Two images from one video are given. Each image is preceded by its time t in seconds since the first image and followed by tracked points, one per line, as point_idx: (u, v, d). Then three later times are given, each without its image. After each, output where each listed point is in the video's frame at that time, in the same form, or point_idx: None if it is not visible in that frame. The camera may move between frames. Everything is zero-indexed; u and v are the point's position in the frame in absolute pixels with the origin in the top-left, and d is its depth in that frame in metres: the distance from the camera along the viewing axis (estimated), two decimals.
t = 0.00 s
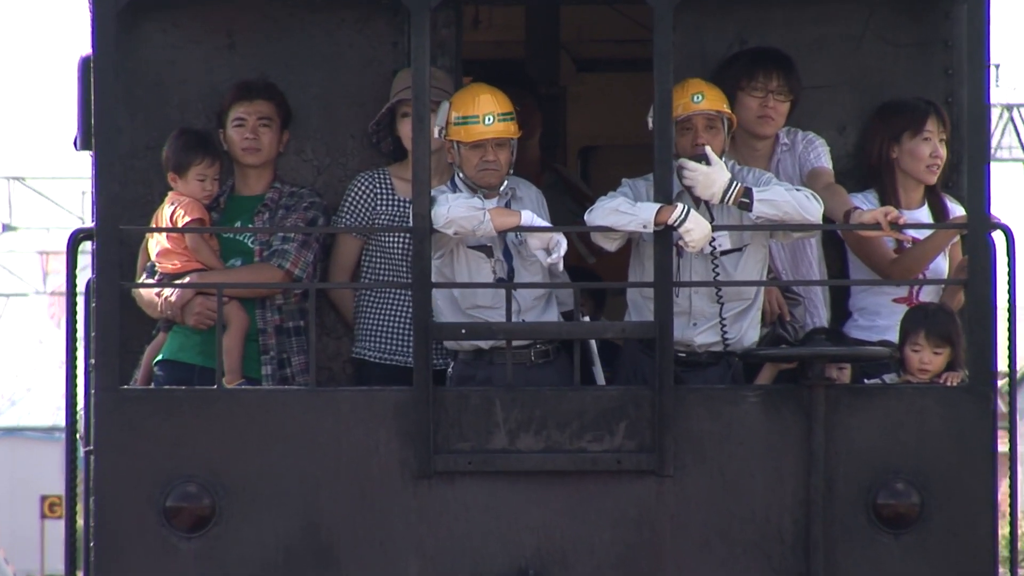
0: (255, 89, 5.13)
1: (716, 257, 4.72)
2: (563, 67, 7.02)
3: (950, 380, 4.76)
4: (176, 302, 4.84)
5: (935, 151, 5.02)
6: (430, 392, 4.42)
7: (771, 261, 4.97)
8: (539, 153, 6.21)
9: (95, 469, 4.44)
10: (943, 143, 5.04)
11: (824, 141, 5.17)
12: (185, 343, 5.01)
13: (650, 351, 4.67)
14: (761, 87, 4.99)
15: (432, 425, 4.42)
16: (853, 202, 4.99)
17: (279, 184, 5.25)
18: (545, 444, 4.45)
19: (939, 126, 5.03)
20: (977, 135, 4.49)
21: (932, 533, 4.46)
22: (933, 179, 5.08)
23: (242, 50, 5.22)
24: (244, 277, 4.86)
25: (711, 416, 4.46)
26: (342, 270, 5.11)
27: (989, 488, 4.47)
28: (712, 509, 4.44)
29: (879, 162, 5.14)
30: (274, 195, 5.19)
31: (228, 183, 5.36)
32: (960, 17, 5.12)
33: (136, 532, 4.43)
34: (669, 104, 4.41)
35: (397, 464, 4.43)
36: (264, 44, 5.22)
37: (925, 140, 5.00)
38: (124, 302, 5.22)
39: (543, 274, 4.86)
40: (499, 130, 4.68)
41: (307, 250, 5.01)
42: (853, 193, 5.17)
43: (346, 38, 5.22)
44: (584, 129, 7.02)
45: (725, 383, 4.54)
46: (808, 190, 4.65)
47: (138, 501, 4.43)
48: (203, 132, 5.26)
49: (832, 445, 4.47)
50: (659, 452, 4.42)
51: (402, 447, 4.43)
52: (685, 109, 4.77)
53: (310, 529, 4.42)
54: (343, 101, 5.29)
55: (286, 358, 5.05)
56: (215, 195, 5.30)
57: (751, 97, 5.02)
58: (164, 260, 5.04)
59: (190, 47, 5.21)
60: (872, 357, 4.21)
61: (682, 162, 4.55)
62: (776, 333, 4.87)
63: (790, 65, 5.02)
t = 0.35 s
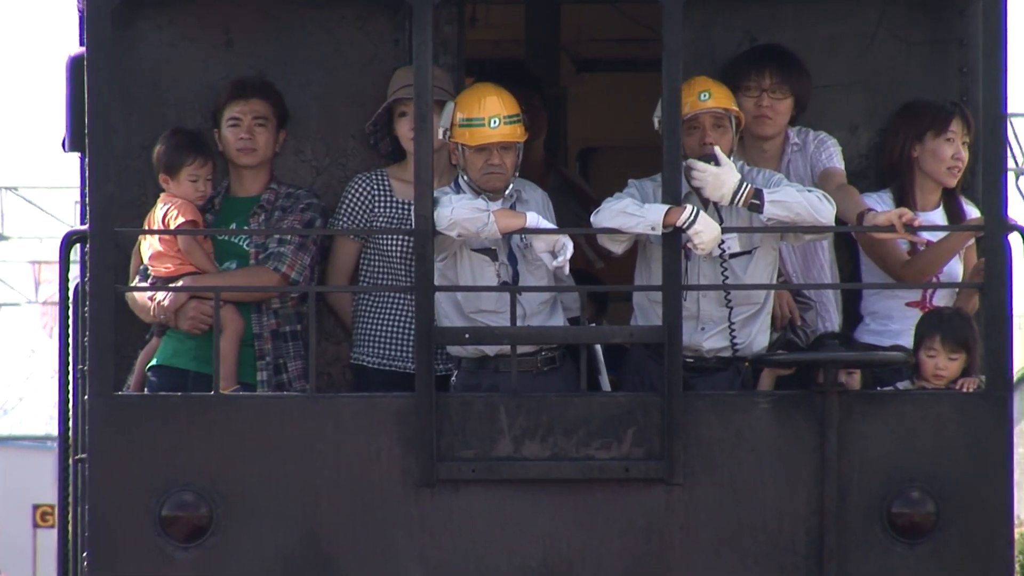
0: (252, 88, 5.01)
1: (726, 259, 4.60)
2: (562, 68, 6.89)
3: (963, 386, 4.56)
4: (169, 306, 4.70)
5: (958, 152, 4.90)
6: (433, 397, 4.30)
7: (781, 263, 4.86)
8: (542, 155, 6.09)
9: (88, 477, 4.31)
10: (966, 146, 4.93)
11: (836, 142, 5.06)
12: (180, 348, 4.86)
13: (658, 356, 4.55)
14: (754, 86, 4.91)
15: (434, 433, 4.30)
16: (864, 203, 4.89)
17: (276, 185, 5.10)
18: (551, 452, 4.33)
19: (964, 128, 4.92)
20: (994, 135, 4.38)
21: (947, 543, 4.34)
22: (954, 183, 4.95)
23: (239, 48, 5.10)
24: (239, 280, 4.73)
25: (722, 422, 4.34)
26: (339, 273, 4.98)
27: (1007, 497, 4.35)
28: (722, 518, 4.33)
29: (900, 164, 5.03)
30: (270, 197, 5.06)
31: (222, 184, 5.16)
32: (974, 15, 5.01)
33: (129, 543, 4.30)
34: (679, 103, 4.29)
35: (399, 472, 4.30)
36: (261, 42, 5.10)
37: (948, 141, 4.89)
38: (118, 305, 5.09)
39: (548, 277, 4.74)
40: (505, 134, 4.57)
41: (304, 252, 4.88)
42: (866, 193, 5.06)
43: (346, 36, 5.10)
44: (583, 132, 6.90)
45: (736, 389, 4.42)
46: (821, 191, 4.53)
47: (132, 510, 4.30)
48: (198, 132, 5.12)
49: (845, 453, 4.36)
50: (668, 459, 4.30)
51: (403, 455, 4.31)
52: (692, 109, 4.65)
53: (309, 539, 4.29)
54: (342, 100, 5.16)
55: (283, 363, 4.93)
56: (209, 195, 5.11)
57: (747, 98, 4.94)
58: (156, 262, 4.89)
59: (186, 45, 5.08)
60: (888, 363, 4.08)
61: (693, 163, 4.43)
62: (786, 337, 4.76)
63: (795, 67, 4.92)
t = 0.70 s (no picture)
0: (263, 98, 5.19)
1: (722, 263, 4.77)
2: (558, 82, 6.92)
3: (950, 385, 4.73)
4: (184, 308, 4.87)
5: (948, 163, 5.08)
6: (440, 397, 4.47)
7: (774, 268, 5.04)
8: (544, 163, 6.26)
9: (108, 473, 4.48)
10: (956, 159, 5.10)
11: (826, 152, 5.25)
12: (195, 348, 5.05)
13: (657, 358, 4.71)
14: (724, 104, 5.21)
15: (441, 431, 4.47)
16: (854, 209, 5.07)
17: (286, 192, 5.26)
18: (553, 449, 4.49)
19: (955, 141, 5.10)
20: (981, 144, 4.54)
21: (935, 537, 4.51)
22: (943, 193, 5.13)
23: (251, 60, 5.26)
24: (252, 283, 4.90)
25: (718, 420, 4.51)
26: (348, 277, 5.16)
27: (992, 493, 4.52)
28: (718, 513, 4.49)
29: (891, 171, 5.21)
30: (281, 202, 5.21)
31: (235, 192, 5.34)
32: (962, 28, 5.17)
33: (148, 537, 4.46)
34: (676, 113, 4.46)
35: (407, 469, 4.47)
36: (273, 54, 5.26)
37: (940, 151, 5.07)
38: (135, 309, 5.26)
39: (550, 280, 4.91)
40: (509, 143, 4.74)
41: (314, 255, 5.04)
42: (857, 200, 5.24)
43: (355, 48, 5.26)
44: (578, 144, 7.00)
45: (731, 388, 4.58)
46: (813, 198, 4.70)
47: (149, 505, 4.46)
48: (211, 141, 5.28)
49: (837, 450, 4.53)
50: (666, 456, 4.47)
51: (411, 452, 4.47)
52: (689, 118, 4.82)
53: (320, 534, 4.46)
54: (351, 109, 5.33)
55: (295, 363, 5.09)
56: (222, 202, 5.29)
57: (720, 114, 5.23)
58: (171, 267, 5.06)
59: (200, 56, 5.25)
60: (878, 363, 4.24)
61: (689, 171, 4.60)
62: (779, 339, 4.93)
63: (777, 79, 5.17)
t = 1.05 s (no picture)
0: (275, 108, 5.44)
1: (712, 265, 5.03)
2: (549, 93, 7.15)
3: (929, 380, 5.00)
4: (202, 306, 5.11)
5: (932, 172, 5.34)
6: (447, 391, 4.71)
7: (761, 269, 5.29)
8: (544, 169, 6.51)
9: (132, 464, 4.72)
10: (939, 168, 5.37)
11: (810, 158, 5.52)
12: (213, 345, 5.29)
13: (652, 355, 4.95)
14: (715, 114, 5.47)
15: (447, 424, 4.71)
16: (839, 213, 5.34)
17: (298, 197, 5.53)
18: (553, 441, 4.73)
19: (939, 151, 5.36)
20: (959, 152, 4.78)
21: (915, 524, 4.76)
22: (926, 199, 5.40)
23: (265, 72, 5.49)
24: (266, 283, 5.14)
25: (709, 414, 4.75)
26: (357, 279, 5.40)
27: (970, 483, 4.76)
28: (710, 502, 4.74)
29: (877, 176, 5.45)
30: (294, 206, 5.49)
31: (250, 196, 5.64)
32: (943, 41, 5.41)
33: (169, 524, 4.71)
34: (669, 123, 4.70)
35: (415, 461, 4.71)
36: (286, 66, 5.51)
37: (924, 160, 5.33)
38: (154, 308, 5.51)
39: (550, 280, 5.17)
40: (511, 151, 5.00)
41: (324, 257, 5.28)
42: (841, 203, 5.50)
43: (363, 61, 5.50)
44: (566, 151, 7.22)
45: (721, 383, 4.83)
46: (799, 202, 4.95)
47: (172, 494, 4.71)
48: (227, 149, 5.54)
49: (823, 443, 4.77)
50: (660, 447, 4.72)
51: (419, 444, 4.72)
52: (682, 127, 5.07)
53: (333, 521, 4.70)
54: (360, 119, 5.56)
55: (309, 358, 5.33)
56: (238, 206, 5.59)
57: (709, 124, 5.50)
58: (190, 267, 5.31)
59: (216, 68, 5.49)
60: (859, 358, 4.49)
61: (682, 177, 4.84)
62: (767, 335, 5.19)
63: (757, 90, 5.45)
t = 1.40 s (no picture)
0: (283, 114, 5.71)
1: (699, 262, 5.31)
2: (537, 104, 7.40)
3: (904, 370, 5.25)
4: (216, 301, 5.38)
5: (890, 169, 5.62)
6: (448, 381, 4.99)
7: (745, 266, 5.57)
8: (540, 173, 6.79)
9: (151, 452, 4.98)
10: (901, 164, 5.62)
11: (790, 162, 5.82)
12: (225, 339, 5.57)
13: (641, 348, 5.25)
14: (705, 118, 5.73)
15: (449, 413, 4.99)
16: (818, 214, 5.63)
17: (307, 198, 5.81)
18: (549, 428, 5.02)
19: (897, 148, 5.61)
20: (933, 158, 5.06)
21: (891, 508, 5.03)
22: (889, 195, 5.67)
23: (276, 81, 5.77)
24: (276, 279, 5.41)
25: (696, 404, 5.03)
26: (362, 275, 5.66)
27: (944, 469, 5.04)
28: (698, 487, 5.01)
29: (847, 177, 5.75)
30: (302, 207, 5.76)
31: (260, 197, 5.91)
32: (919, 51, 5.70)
33: (186, 508, 4.97)
34: (658, 128, 4.97)
35: (418, 448, 4.98)
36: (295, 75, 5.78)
37: (879, 158, 5.62)
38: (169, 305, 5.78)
39: (545, 277, 5.44)
40: (509, 155, 5.27)
41: (331, 255, 5.56)
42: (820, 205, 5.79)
43: (368, 70, 5.78)
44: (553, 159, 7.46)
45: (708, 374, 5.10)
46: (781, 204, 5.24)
47: (189, 479, 4.97)
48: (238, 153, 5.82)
49: (804, 431, 5.04)
50: (650, 435, 5.00)
51: (422, 432, 4.99)
52: (672, 132, 5.34)
53: (341, 505, 4.97)
54: (365, 126, 5.84)
55: (315, 351, 5.61)
56: (248, 208, 5.86)
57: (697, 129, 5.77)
58: (204, 265, 5.56)
59: (228, 77, 5.77)
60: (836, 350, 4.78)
61: (671, 179, 5.12)
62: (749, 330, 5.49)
63: (742, 97, 5.74)
